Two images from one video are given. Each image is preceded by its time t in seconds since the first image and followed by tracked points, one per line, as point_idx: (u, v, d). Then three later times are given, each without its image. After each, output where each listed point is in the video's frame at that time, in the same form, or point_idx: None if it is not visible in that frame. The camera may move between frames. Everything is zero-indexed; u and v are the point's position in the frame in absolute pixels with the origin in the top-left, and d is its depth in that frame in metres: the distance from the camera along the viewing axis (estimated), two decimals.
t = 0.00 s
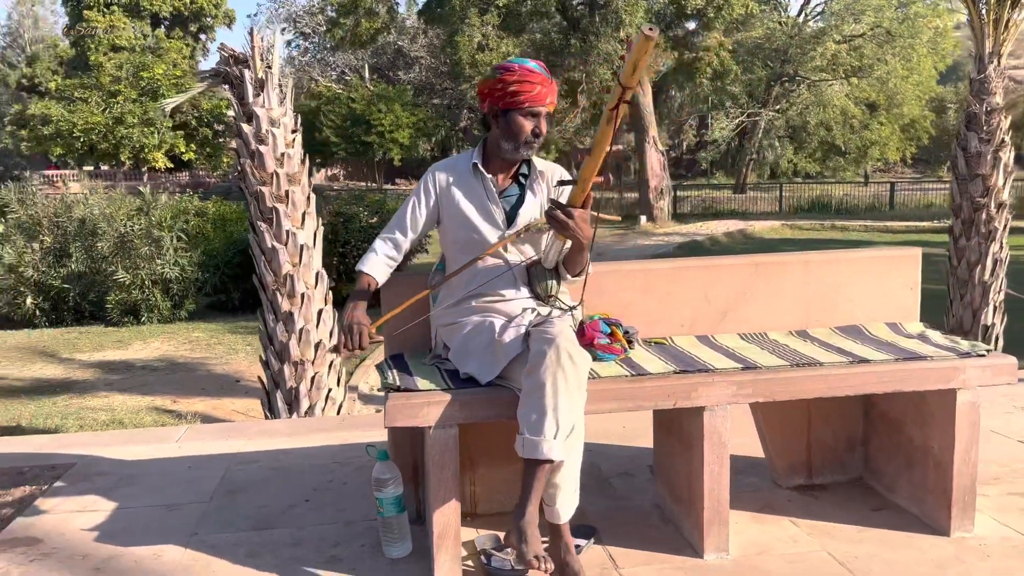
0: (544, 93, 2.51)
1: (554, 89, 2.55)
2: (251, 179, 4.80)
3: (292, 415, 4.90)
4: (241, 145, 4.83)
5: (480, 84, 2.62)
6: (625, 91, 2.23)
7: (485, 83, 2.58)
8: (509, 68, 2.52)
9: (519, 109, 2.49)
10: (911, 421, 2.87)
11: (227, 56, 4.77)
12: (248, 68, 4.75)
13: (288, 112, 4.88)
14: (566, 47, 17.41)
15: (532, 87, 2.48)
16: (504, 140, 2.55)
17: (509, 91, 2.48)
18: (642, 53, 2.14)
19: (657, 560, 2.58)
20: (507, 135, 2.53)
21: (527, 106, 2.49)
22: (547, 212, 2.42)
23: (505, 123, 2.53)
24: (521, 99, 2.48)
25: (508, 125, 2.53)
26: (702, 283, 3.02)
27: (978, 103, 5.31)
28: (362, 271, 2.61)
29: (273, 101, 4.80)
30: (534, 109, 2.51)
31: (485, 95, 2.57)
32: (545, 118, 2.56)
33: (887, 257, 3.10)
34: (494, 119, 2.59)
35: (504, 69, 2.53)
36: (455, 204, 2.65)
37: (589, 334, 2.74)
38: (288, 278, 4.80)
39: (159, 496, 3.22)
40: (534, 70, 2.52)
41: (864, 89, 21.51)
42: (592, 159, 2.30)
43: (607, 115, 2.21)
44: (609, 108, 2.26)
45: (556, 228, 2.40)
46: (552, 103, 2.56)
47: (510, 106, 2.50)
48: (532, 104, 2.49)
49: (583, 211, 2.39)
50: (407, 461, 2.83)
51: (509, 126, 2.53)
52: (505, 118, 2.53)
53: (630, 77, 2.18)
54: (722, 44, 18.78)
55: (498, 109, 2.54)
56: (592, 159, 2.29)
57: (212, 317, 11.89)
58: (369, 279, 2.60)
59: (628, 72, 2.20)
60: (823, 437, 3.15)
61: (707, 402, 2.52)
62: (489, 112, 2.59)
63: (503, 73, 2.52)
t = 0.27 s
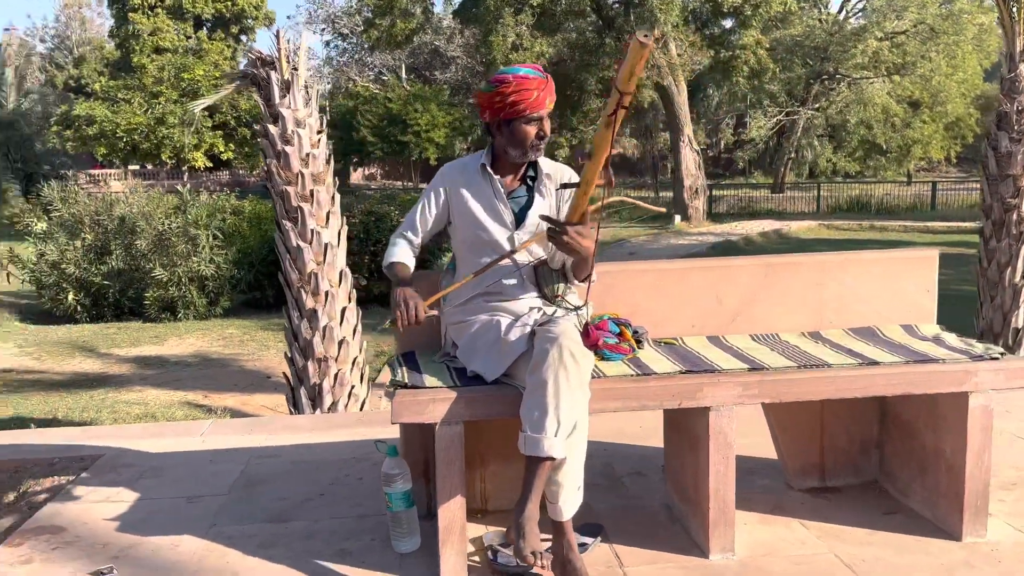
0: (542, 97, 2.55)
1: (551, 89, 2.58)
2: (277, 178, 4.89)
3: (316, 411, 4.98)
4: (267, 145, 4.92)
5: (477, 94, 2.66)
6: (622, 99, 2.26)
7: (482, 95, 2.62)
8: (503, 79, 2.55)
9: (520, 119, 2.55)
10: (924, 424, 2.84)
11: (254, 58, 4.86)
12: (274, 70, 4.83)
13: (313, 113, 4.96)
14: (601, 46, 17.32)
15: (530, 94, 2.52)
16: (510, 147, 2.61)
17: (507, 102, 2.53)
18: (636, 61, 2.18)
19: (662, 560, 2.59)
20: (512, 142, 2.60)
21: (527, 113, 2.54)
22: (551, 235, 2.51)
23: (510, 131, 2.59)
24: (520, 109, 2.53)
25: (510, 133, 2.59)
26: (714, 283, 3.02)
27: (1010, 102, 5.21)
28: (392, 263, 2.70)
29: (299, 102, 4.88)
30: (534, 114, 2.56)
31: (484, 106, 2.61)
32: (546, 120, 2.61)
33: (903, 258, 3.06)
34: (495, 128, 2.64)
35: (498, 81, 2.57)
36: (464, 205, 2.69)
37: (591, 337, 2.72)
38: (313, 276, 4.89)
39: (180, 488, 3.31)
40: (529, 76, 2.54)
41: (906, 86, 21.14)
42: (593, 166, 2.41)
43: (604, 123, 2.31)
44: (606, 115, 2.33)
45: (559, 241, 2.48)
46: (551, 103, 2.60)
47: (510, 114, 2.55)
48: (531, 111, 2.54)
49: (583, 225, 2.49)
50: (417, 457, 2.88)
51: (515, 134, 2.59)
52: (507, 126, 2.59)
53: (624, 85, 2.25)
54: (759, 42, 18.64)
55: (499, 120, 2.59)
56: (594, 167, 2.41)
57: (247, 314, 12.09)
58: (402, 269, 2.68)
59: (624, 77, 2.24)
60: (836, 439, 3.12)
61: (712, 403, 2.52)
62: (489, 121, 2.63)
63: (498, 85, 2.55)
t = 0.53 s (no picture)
0: (558, 99, 2.57)
1: (567, 88, 2.61)
2: (309, 177, 4.99)
3: (346, 406, 5.07)
4: (301, 145, 5.02)
5: (497, 98, 2.70)
6: (645, 103, 2.24)
7: (500, 99, 2.66)
8: (519, 83, 2.57)
9: (538, 121, 2.59)
10: (949, 427, 2.82)
11: (289, 60, 4.97)
12: (308, 71, 4.93)
13: (346, 114, 5.05)
14: (638, 46, 17.26)
15: (547, 95, 2.54)
16: (531, 149, 2.66)
17: (526, 105, 2.56)
18: (657, 66, 2.15)
19: (680, 557, 2.61)
20: (531, 145, 2.65)
21: (544, 114, 2.57)
22: (573, 233, 2.51)
23: (530, 132, 2.63)
24: (539, 111, 2.56)
25: (530, 135, 2.63)
26: (736, 283, 3.03)
27: None
28: (437, 255, 2.77)
29: (331, 103, 4.97)
30: (553, 116, 2.59)
31: (504, 111, 2.65)
32: (565, 119, 2.64)
33: (930, 259, 3.03)
34: (514, 130, 2.68)
35: (514, 84, 2.60)
36: (486, 204, 2.74)
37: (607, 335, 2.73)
38: (344, 274, 4.97)
39: (212, 478, 3.41)
40: (544, 79, 2.57)
41: (951, 85, 20.71)
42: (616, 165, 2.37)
43: (628, 122, 2.26)
44: (630, 116, 2.29)
45: (579, 242, 2.51)
46: (570, 102, 2.63)
47: (528, 117, 2.59)
48: (549, 113, 2.57)
49: (604, 224, 2.49)
50: (440, 451, 2.94)
51: (535, 134, 2.62)
52: (525, 129, 2.63)
53: (649, 87, 2.22)
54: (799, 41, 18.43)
55: (518, 122, 2.63)
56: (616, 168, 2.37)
57: (283, 311, 12.29)
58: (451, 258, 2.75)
59: (646, 81, 2.21)
60: (860, 442, 3.11)
61: (731, 401, 2.54)
62: (510, 125, 2.67)
63: (514, 89, 2.58)
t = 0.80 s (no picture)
0: (569, 100, 2.63)
1: (580, 88, 2.65)
2: (342, 176, 5.12)
3: (376, 399, 5.16)
4: (333, 144, 5.15)
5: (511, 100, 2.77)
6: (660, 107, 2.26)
7: (514, 101, 2.72)
8: (530, 85, 2.64)
9: (551, 121, 2.66)
10: (966, 425, 2.81)
11: (324, 61, 5.11)
12: (340, 72, 5.05)
13: (377, 114, 5.16)
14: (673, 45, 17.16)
15: (558, 96, 2.60)
16: (546, 148, 2.73)
17: (538, 107, 2.62)
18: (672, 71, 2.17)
19: (693, 549, 2.66)
20: (547, 143, 2.72)
21: (556, 116, 2.64)
22: (591, 231, 2.57)
23: (546, 132, 2.70)
24: (552, 113, 2.63)
25: (546, 135, 2.70)
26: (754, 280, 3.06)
27: None
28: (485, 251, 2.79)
29: (363, 103, 5.09)
30: (566, 117, 2.66)
31: (518, 111, 2.72)
32: (579, 118, 2.71)
33: (950, 258, 3.03)
34: (531, 130, 2.75)
35: (526, 87, 2.66)
36: (511, 201, 2.80)
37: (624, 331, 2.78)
38: (374, 270, 5.07)
39: (242, 466, 3.53)
40: (555, 80, 2.62)
41: (997, 83, 20.25)
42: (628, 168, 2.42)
43: (642, 127, 2.32)
44: (645, 119, 2.33)
45: (597, 239, 2.58)
46: (583, 101, 2.69)
47: (542, 118, 2.66)
48: (561, 114, 2.64)
49: (619, 223, 2.55)
50: (460, 440, 3.01)
51: (550, 135, 2.69)
52: (541, 129, 2.70)
53: (662, 92, 2.24)
54: (839, 39, 18.21)
55: (533, 123, 2.69)
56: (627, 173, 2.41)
57: (319, 308, 12.47)
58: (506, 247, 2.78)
59: (662, 85, 2.23)
60: (879, 439, 3.12)
61: (744, 396, 2.57)
62: (524, 125, 2.74)
63: (526, 91, 2.64)
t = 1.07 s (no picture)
0: (569, 100, 2.69)
1: (578, 88, 2.70)
2: (368, 173, 5.24)
3: (399, 391, 5.29)
4: (361, 142, 5.28)
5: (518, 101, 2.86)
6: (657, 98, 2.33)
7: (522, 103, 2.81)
8: (529, 88, 2.73)
9: (553, 121, 2.74)
10: (974, 421, 2.84)
11: (353, 60, 5.25)
12: (368, 71, 5.20)
13: (403, 112, 5.27)
14: (708, 43, 17.00)
15: (558, 97, 2.67)
16: (552, 146, 2.81)
17: (538, 108, 2.71)
18: (665, 64, 2.23)
19: (698, 536, 2.73)
20: (552, 141, 2.79)
21: (560, 115, 2.71)
22: (600, 223, 2.64)
23: (550, 130, 2.78)
24: (553, 112, 2.70)
25: (550, 133, 2.78)
26: (764, 275, 3.10)
27: None
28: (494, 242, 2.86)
29: (389, 101, 5.22)
30: (566, 115, 2.73)
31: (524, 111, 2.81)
32: (582, 115, 2.77)
33: (962, 254, 3.05)
34: (539, 128, 2.83)
35: (528, 91, 2.74)
36: (524, 196, 2.87)
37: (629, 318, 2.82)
38: (399, 265, 5.19)
39: (266, 452, 3.65)
40: (551, 83, 2.68)
41: None
42: (632, 160, 2.49)
43: (641, 117, 2.38)
44: (644, 109, 2.40)
45: (606, 231, 2.63)
46: (584, 99, 2.73)
47: (546, 118, 2.74)
48: (563, 113, 2.71)
49: (627, 214, 2.62)
50: (473, 427, 3.10)
51: (553, 134, 2.77)
52: (546, 127, 2.78)
53: (657, 84, 2.29)
54: (878, 37, 17.98)
55: (538, 122, 2.78)
56: (633, 161, 2.49)
57: (350, 303, 12.67)
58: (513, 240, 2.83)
59: (658, 77, 2.29)
60: (888, 435, 3.15)
61: (749, 387, 2.63)
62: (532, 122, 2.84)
63: (528, 94, 2.73)
